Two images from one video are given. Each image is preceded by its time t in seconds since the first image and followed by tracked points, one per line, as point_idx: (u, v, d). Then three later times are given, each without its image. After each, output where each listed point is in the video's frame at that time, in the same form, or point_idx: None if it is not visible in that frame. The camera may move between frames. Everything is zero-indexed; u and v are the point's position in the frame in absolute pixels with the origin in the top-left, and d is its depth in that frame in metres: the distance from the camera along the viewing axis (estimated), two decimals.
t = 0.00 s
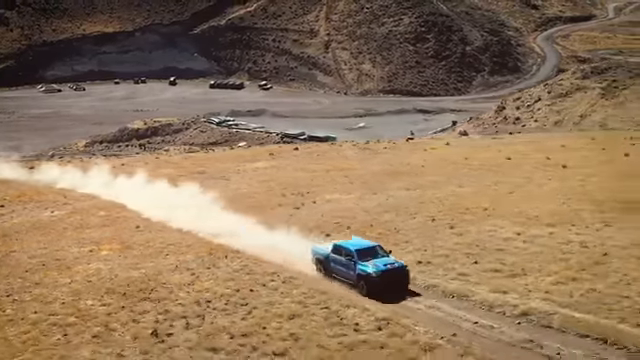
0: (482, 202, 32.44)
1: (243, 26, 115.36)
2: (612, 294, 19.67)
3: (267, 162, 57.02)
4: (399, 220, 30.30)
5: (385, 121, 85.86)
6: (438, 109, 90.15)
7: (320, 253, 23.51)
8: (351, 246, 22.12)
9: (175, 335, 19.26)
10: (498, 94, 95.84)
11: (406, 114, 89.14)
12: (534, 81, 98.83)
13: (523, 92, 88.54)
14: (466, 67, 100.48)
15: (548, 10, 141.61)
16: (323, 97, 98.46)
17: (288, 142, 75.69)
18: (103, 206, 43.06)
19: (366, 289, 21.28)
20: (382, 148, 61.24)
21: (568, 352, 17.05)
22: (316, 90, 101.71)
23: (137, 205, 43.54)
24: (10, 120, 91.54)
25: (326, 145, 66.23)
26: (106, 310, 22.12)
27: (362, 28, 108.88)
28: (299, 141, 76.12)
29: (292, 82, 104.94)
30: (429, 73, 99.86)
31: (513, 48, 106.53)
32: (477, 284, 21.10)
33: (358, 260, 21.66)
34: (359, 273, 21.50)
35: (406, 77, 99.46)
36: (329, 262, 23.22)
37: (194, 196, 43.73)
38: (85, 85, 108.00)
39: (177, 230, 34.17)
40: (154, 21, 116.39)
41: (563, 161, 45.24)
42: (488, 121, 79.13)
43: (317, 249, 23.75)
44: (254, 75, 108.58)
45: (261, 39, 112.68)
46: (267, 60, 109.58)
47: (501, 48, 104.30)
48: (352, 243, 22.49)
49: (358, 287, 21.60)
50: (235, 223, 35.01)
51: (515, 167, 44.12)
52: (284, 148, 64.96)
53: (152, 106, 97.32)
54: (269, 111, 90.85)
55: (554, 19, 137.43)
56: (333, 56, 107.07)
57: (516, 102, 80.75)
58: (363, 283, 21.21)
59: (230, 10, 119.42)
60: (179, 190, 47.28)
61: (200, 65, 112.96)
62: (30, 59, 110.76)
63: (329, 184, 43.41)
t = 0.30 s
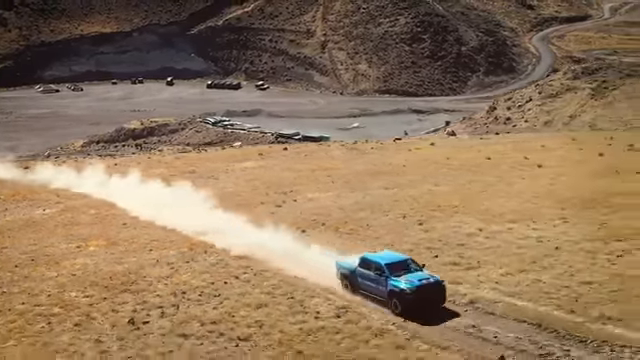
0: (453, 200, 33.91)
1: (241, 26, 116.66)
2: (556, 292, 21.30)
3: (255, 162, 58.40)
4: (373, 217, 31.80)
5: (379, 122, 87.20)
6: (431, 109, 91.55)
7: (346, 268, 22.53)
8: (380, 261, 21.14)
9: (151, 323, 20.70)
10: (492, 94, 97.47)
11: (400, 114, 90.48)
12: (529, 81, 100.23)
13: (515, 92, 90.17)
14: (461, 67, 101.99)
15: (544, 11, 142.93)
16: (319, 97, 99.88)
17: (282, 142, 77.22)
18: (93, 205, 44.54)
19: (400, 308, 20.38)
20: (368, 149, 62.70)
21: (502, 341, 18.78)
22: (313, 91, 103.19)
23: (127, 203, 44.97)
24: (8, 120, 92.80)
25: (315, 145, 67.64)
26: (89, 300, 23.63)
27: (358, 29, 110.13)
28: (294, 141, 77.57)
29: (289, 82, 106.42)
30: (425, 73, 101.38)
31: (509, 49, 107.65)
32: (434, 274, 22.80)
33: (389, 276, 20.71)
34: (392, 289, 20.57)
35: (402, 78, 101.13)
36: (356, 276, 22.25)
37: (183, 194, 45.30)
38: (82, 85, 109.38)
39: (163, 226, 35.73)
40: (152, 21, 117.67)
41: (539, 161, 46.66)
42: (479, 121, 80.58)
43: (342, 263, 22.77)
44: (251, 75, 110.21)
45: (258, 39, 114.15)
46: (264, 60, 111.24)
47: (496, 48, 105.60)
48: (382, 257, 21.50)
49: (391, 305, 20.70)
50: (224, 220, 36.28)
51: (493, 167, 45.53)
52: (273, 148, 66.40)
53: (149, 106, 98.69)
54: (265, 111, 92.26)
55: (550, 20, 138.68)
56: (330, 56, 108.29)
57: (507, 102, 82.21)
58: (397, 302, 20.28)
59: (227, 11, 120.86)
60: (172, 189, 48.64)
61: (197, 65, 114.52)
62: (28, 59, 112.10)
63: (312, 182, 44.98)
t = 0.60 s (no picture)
0: (424, 198, 35.38)
1: (236, 27, 117.29)
2: (499, 295, 22.98)
3: (241, 163, 59.51)
4: (345, 214, 33.23)
5: (371, 122, 88.31)
6: (424, 110, 92.87)
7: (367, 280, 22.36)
8: (407, 275, 20.99)
9: (126, 313, 22.12)
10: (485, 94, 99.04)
11: (393, 114, 91.67)
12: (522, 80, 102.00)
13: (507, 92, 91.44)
14: (455, 67, 104.63)
15: (539, 11, 141.49)
16: (313, 97, 101.08)
17: (276, 142, 78.55)
18: (81, 203, 45.92)
19: (433, 326, 20.38)
20: (353, 149, 63.88)
21: (445, 335, 20.62)
22: (308, 91, 103.78)
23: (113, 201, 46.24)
24: (4, 121, 93.75)
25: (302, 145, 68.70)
26: (70, 293, 25.02)
27: (354, 29, 112.73)
28: (287, 141, 78.71)
29: (283, 82, 106.89)
30: (419, 73, 103.04)
31: (502, 49, 110.15)
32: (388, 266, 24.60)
33: (418, 293, 20.64)
34: (422, 307, 20.51)
35: (397, 78, 102.34)
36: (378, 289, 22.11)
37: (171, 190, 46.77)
38: (79, 86, 109.31)
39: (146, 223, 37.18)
40: (148, 22, 118.58)
41: (514, 161, 47.79)
42: (469, 121, 82.20)
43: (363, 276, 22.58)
44: (247, 75, 109.70)
45: (254, 39, 114.55)
46: (260, 60, 111.14)
47: (489, 49, 108.44)
48: (407, 270, 21.32)
49: (422, 322, 20.69)
50: (210, 217, 37.67)
51: (468, 167, 46.65)
52: (261, 149, 67.57)
53: (143, 106, 99.82)
54: (259, 112, 93.46)
55: (544, 20, 136.92)
56: (325, 57, 110.06)
57: (497, 103, 84.25)
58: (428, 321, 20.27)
59: (223, 11, 122.22)
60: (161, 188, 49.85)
61: (192, 65, 114.33)
62: (24, 60, 111.87)
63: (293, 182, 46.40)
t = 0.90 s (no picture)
0: (389, 195, 37.11)
1: (229, 28, 118.50)
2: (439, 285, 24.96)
3: (223, 163, 61.22)
4: (312, 211, 34.94)
5: (359, 122, 89.92)
6: (412, 110, 94.41)
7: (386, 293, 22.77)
8: (432, 281, 21.57)
9: (96, 302, 23.84)
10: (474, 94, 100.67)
11: (383, 114, 93.14)
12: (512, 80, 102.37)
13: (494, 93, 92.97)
14: (445, 67, 106.43)
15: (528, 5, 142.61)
16: (304, 97, 102.65)
17: (265, 143, 80.31)
18: (66, 202, 47.53)
19: (465, 328, 20.80)
20: (333, 149, 65.73)
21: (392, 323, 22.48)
22: (301, 92, 105.29)
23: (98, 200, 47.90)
24: None
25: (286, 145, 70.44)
26: (45, 284, 26.67)
27: (345, 30, 114.48)
28: (277, 142, 80.46)
29: (276, 82, 108.23)
30: (410, 73, 104.89)
31: (493, 50, 110.82)
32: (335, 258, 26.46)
33: (446, 295, 21.20)
34: (452, 309, 21.00)
35: (388, 78, 104.26)
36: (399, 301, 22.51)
37: (157, 189, 48.52)
38: (72, 87, 110.83)
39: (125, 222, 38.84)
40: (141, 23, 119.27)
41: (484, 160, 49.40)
42: (454, 121, 83.98)
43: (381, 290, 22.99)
44: (239, 76, 111.05)
45: (247, 40, 116.17)
46: (252, 61, 112.56)
47: (480, 50, 109.74)
48: (431, 278, 21.91)
49: (452, 327, 21.08)
50: (190, 216, 39.14)
51: (437, 166, 48.27)
52: (243, 149, 69.44)
53: (135, 107, 101.24)
54: (249, 113, 95.11)
55: (534, 21, 135.13)
56: (316, 57, 111.81)
57: (482, 104, 86.16)
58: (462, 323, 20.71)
59: (216, 12, 123.16)
60: (146, 188, 51.47)
61: (185, 65, 115.35)
62: (18, 62, 114.01)
63: (270, 180, 48.23)
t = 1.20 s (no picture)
0: (349, 191, 39.30)
1: (218, 29, 120.06)
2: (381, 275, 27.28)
3: (201, 162, 63.04)
4: (274, 207, 36.98)
5: (344, 122, 91.53)
6: (397, 110, 96.00)
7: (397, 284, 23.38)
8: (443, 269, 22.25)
9: (63, 290, 25.71)
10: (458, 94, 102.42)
11: (367, 115, 94.81)
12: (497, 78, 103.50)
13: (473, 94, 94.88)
14: (431, 68, 108.28)
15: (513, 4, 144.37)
16: (290, 98, 104.26)
17: (250, 143, 82.02)
18: (47, 201, 49.24)
19: (479, 316, 21.28)
20: (310, 148, 67.59)
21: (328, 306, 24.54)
22: (288, 92, 106.86)
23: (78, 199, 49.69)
24: None
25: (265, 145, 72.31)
26: (17, 275, 28.42)
27: (332, 31, 116.34)
28: (261, 141, 82.14)
29: (264, 83, 110.11)
30: (395, 74, 106.86)
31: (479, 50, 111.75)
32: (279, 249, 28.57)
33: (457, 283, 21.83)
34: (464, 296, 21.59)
35: (374, 79, 106.26)
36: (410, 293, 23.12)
37: (138, 187, 50.51)
38: (62, 88, 112.25)
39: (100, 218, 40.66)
40: (131, 25, 121.00)
41: (447, 159, 51.34)
42: (436, 121, 85.72)
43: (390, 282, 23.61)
44: (228, 77, 112.59)
45: (235, 41, 117.81)
46: (241, 62, 114.09)
47: (466, 50, 111.33)
48: (443, 267, 22.56)
49: (465, 317, 21.60)
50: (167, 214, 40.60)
51: (405, 164, 50.28)
52: (223, 149, 71.39)
53: (123, 108, 102.69)
54: (236, 113, 96.97)
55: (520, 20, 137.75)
56: (305, 58, 113.14)
57: (462, 104, 88.14)
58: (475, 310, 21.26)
59: (204, 14, 124.71)
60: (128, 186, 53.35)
61: (174, 67, 116.67)
62: (8, 63, 115.43)
63: (241, 178, 50.30)
